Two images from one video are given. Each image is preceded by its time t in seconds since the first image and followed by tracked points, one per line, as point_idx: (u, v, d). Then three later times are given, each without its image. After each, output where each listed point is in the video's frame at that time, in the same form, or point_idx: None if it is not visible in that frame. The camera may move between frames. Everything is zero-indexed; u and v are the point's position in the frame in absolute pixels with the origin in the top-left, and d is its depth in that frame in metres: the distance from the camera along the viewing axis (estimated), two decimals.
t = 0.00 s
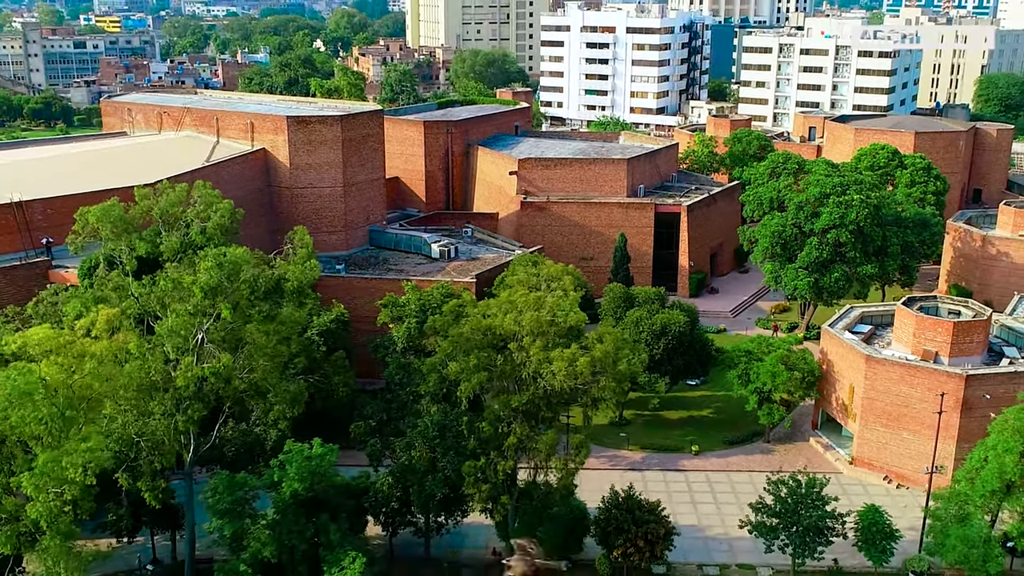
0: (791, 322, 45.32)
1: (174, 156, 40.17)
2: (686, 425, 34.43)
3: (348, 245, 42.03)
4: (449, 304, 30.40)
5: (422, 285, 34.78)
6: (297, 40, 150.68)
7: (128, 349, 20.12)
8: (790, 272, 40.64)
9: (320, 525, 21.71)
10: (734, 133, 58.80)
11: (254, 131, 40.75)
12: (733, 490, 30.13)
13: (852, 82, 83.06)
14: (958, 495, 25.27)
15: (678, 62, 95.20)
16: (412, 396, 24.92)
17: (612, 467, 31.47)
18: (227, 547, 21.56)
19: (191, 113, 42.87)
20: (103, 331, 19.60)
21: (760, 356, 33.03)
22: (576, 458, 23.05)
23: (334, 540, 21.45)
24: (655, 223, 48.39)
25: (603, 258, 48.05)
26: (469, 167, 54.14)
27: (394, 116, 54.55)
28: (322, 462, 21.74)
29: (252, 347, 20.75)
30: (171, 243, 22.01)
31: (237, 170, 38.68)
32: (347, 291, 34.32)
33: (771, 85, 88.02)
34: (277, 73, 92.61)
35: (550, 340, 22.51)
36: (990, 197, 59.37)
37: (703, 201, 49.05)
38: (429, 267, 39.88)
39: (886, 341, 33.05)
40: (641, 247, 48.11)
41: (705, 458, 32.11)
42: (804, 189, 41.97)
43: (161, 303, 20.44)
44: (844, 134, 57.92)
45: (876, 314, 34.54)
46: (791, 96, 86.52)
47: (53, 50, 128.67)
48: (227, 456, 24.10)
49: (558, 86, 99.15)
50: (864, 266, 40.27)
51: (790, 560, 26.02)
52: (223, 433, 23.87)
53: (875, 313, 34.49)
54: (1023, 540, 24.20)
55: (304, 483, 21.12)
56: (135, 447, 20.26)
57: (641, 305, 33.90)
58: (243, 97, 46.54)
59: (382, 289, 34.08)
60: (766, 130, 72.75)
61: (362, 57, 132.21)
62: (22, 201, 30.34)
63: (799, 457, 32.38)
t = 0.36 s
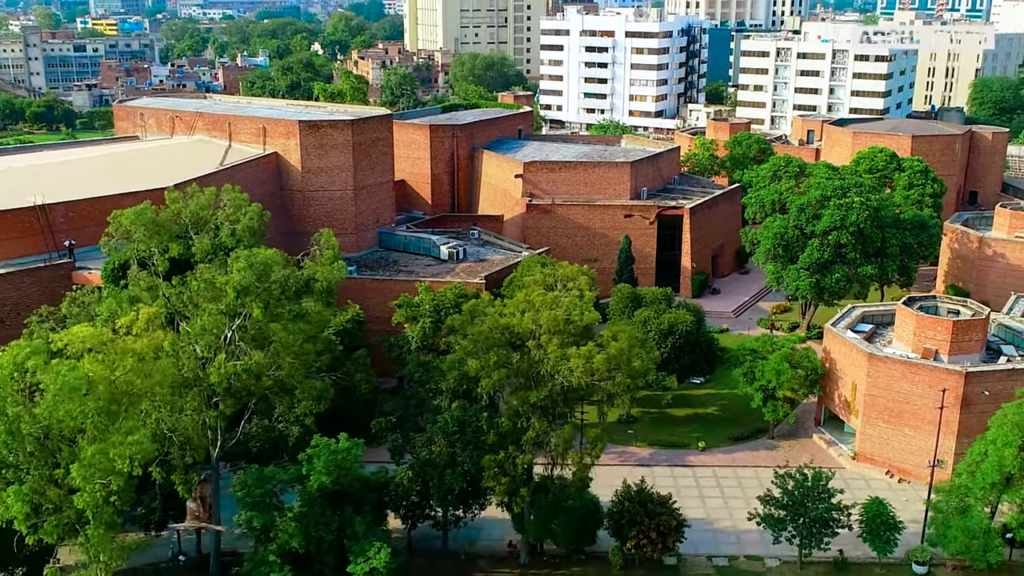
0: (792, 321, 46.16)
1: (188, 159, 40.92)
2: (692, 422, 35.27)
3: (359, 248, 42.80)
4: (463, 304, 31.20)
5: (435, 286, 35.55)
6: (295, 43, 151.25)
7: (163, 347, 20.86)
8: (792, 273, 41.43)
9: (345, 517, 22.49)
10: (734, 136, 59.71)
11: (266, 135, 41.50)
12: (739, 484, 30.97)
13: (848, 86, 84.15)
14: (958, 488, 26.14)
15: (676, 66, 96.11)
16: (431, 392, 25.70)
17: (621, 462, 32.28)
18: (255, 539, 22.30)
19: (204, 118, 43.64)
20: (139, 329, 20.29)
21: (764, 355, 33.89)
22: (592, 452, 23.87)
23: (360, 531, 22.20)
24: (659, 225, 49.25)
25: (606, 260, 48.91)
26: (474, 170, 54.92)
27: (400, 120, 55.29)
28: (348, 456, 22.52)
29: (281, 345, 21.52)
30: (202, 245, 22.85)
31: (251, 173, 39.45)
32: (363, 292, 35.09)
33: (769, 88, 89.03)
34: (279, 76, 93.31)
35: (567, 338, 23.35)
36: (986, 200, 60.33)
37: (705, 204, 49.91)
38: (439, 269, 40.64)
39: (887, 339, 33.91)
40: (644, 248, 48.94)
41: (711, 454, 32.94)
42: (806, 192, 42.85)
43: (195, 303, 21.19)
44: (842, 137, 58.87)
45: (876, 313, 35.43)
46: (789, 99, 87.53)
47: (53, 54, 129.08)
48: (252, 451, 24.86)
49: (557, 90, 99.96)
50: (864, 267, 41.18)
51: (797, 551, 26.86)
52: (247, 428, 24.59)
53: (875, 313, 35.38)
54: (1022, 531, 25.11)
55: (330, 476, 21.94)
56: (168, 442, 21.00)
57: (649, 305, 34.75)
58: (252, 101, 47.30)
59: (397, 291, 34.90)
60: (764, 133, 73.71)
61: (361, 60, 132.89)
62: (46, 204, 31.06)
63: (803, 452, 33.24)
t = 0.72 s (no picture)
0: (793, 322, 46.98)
1: (200, 163, 41.63)
2: (698, 420, 36.07)
3: (368, 249, 43.55)
4: (475, 305, 31.96)
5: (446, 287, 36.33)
6: (294, 47, 151.87)
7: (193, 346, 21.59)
8: (794, 274, 42.24)
9: (367, 510, 23.23)
10: (733, 140, 60.59)
11: (277, 139, 42.19)
12: (745, 480, 31.78)
13: (844, 89, 85.11)
14: (958, 481, 26.99)
15: (674, 70, 97.02)
16: (448, 390, 26.45)
17: (629, 459, 33.05)
18: (281, 532, 23.02)
19: (214, 122, 44.37)
20: (172, 331, 21.11)
21: (768, 354, 34.71)
22: (605, 447, 24.65)
23: (382, 524, 22.94)
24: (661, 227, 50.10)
25: (610, 260, 49.69)
26: (478, 173, 55.69)
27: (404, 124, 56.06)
28: (370, 451, 23.27)
29: (306, 343, 22.26)
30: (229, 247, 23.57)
31: (262, 177, 40.19)
32: (375, 293, 35.84)
33: (766, 92, 90.02)
34: (281, 80, 94.00)
35: (581, 337, 24.14)
36: (982, 202, 61.27)
37: (706, 206, 50.76)
38: (446, 270, 41.39)
39: (887, 339, 34.73)
40: (647, 250, 49.76)
41: (717, 450, 33.74)
42: (807, 195, 43.70)
43: (224, 303, 21.91)
44: (840, 141, 59.78)
45: (877, 313, 36.30)
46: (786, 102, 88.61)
47: (54, 57, 129.56)
48: (275, 447, 25.59)
49: (556, 93, 100.80)
50: (864, 268, 42.04)
51: (803, 544, 27.66)
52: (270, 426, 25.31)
53: (875, 313, 36.23)
54: (1020, 522, 25.97)
55: (354, 470, 22.69)
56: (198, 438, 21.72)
57: (655, 305, 35.54)
58: (261, 106, 48.02)
59: (409, 293, 35.68)
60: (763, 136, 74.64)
61: (359, 64, 133.56)
62: (66, 208, 31.74)
63: (806, 449, 34.07)
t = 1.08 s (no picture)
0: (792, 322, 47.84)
1: (211, 166, 42.34)
2: (701, 417, 36.90)
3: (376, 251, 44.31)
4: (485, 305, 32.77)
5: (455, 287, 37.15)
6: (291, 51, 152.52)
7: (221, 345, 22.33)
8: (794, 275, 43.10)
9: (387, 503, 23.97)
10: (731, 143, 61.55)
11: (286, 143, 42.92)
12: (749, 475, 32.62)
13: (839, 92, 86.18)
14: (957, 474, 27.87)
15: (670, 73, 98.00)
16: (462, 387, 27.23)
17: (636, 455, 33.86)
18: (305, 524, 23.74)
19: (224, 126, 45.13)
20: (200, 330, 21.85)
21: (770, 353, 35.56)
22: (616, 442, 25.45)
23: (402, 516, 23.70)
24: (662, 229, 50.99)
25: (612, 261, 50.55)
26: (481, 176, 56.51)
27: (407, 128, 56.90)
28: (390, 446, 24.04)
29: (329, 342, 23.03)
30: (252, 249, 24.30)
31: (272, 181, 40.92)
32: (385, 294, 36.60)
33: (762, 95, 91.13)
34: (281, 84, 94.66)
35: (594, 335, 24.95)
36: (975, 204, 62.34)
37: (706, 208, 51.65)
38: (453, 271, 42.11)
39: (886, 337, 35.60)
40: (648, 251, 50.62)
41: (720, 446, 34.59)
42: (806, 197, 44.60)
43: (250, 303, 22.65)
44: (836, 144, 60.79)
45: (876, 312, 37.19)
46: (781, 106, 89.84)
47: (51, 60, 129.88)
48: (295, 443, 26.34)
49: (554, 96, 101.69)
50: (861, 268, 42.96)
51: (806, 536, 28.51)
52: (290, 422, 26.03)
53: (874, 312, 37.11)
54: (1016, 513, 26.85)
55: (375, 464, 23.44)
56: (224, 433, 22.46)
57: (660, 305, 36.38)
58: (269, 110, 48.77)
59: (419, 293, 36.48)
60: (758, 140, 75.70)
61: (356, 67, 134.31)
62: (85, 211, 32.42)
63: (807, 444, 34.94)
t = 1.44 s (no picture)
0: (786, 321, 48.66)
1: (218, 170, 43.04)
2: (701, 414, 37.82)
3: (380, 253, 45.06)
4: (491, 305, 33.61)
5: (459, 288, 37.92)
6: (283, 54, 152.87)
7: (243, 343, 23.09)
8: (788, 275, 43.95)
9: (403, 496, 24.76)
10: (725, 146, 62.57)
11: (291, 147, 43.67)
12: (748, 469, 33.55)
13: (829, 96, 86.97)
14: (951, 466, 28.84)
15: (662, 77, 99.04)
16: (474, 384, 28.05)
17: (638, 450, 34.75)
18: (324, 516, 24.51)
19: (229, 131, 45.85)
20: (223, 329, 22.63)
21: (768, 351, 36.51)
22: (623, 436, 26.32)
23: (418, 508, 24.50)
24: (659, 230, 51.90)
25: (610, 263, 51.38)
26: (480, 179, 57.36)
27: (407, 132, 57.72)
28: (406, 440, 24.83)
29: (348, 339, 23.81)
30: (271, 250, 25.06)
31: (278, 184, 41.64)
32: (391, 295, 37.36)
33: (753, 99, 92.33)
34: (277, 88, 95.18)
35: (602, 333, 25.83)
36: (964, 205, 63.56)
37: (702, 210, 52.60)
38: (457, 272, 42.91)
39: (880, 335, 36.61)
40: (646, 252, 51.53)
41: (720, 442, 35.52)
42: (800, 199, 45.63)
43: (271, 302, 23.43)
44: (828, 146, 61.86)
45: (870, 311, 38.19)
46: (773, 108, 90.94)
47: (44, 64, 129.80)
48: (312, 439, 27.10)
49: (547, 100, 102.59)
50: (855, 268, 44.01)
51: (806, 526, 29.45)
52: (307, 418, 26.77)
53: (868, 310, 38.12)
54: (1008, 503, 27.83)
55: (392, 458, 24.24)
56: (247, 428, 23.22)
57: (661, 304, 37.28)
58: (272, 113, 49.51)
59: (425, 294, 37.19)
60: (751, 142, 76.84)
61: (349, 70, 134.85)
62: (99, 214, 33.09)
63: (805, 439, 35.90)
